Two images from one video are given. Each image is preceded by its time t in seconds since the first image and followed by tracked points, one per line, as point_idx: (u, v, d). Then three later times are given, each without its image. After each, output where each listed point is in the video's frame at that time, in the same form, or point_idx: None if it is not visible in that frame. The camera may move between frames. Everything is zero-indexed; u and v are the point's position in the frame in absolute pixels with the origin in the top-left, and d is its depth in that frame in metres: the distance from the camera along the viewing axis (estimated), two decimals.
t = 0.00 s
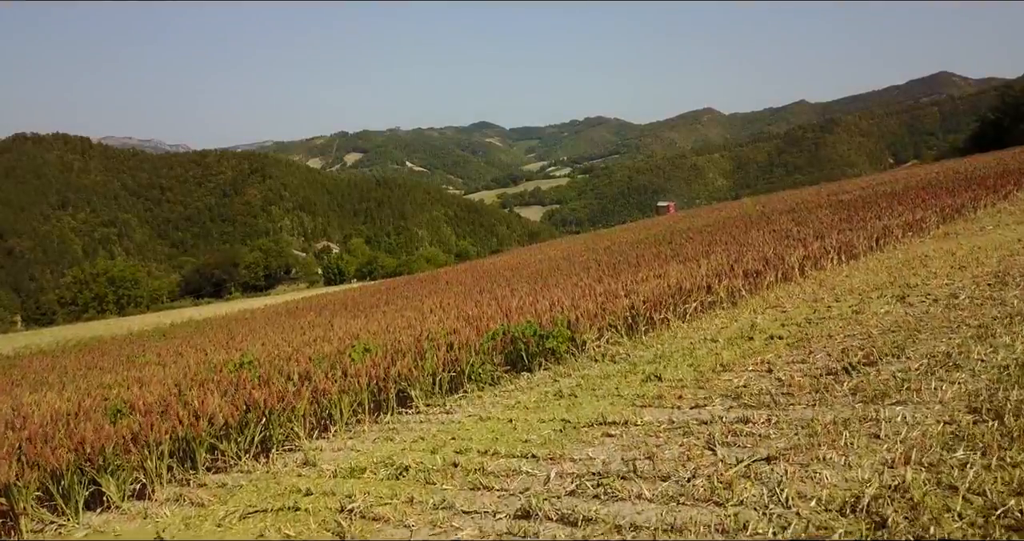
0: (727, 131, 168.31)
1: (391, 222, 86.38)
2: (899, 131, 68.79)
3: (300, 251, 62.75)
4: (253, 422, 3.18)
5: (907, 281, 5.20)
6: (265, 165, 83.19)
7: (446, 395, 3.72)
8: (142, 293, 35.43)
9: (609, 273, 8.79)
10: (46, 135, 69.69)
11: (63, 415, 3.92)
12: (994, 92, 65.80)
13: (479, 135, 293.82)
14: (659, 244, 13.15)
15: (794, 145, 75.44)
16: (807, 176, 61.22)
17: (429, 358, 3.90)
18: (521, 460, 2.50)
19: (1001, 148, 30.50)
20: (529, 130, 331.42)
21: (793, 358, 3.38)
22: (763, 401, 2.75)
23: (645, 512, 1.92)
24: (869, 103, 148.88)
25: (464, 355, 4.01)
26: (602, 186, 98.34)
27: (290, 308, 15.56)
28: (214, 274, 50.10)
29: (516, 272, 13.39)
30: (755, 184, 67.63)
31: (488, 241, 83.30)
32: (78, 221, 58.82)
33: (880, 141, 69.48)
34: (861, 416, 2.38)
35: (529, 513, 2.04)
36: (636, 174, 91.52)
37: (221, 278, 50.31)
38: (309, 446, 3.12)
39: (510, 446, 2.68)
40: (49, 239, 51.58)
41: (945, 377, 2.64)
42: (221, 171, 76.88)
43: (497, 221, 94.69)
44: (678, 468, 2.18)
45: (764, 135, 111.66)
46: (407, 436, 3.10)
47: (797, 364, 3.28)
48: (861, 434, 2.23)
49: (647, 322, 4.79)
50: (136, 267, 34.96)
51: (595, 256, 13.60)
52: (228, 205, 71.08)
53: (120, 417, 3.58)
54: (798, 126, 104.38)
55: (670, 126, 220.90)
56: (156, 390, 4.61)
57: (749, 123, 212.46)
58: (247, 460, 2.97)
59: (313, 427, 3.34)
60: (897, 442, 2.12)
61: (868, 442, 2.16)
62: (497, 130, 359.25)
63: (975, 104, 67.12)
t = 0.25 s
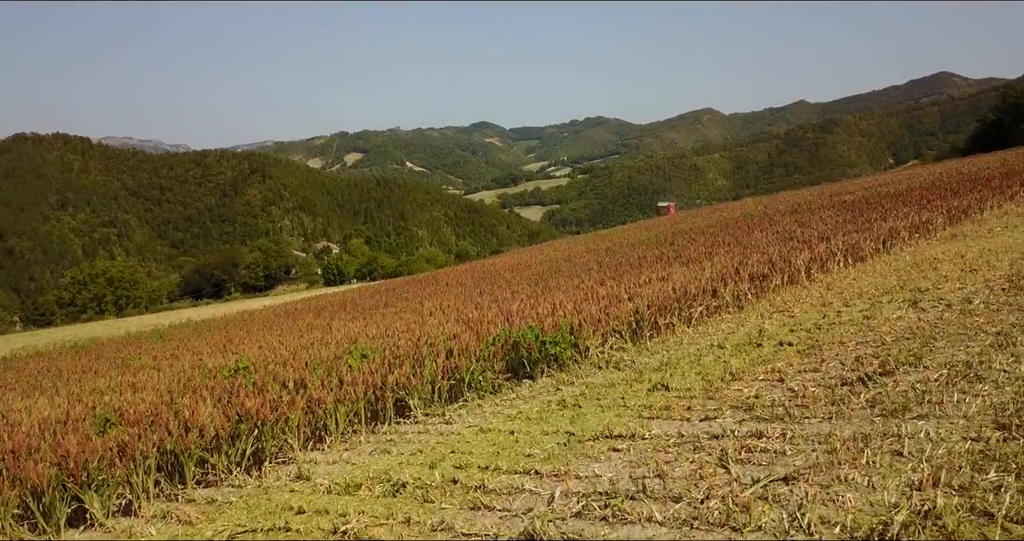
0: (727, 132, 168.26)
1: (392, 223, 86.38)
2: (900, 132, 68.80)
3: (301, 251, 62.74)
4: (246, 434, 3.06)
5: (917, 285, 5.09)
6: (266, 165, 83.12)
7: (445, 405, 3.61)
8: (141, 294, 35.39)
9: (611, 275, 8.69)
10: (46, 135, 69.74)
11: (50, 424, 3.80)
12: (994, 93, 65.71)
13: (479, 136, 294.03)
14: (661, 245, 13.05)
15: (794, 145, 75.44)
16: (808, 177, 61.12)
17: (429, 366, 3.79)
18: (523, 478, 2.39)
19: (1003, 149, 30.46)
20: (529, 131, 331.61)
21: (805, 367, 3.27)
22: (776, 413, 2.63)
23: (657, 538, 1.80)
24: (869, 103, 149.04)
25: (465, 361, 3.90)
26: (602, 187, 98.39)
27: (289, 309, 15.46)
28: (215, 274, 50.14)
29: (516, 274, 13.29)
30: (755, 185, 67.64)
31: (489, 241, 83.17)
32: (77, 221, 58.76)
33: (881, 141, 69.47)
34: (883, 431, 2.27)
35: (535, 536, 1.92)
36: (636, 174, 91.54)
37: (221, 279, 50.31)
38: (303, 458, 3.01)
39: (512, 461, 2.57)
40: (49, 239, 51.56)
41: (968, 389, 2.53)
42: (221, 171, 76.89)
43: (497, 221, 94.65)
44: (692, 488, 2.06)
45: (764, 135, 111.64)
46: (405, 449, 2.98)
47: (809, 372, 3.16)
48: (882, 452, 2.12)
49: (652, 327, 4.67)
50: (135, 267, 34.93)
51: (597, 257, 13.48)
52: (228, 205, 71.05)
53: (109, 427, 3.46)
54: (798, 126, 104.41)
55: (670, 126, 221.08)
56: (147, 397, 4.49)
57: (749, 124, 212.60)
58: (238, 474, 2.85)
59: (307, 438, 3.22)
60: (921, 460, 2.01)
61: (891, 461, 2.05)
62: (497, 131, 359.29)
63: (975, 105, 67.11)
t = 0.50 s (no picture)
0: (727, 132, 168.34)
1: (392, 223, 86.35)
2: (900, 132, 68.74)
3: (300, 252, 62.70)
4: (235, 447, 2.94)
5: (928, 290, 4.96)
6: (265, 165, 83.04)
7: (444, 414, 3.49)
8: (139, 295, 35.32)
9: (613, 278, 8.58)
10: (45, 135, 69.74)
11: (34, 434, 3.67)
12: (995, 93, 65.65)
13: (479, 136, 294.20)
14: (662, 247, 12.96)
15: (794, 145, 75.40)
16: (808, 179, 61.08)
17: (426, 375, 3.66)
18: (526, 497, 2.26)
19: (1005, 149, 30.37)
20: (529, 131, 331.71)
21: (819, 377, 3.14)
22: (791, 429, 2.50)
23: None
24: (869, 104, 149.13)
25: (463, 369, 3.78)
26: (602, 187, 98.36)
27: (288, 311, 15.35)
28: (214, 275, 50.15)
29: (516, 275, 13.16)
30: (755, 185, 67.63)
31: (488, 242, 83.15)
32: (77, 221, 58.69)
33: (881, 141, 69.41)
34: (905, 448, 2.15)
35: None
36: (636, 174, 91.53)
37: (220, 280, 50.30)
38: (295, 472, 2.88)
39: (514, 478, 2.44)
40: (47, 239, 51.52)
41: (993, 404, 2.40)
42: (220, 171, 76.86)
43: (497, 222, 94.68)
44: (705, 512, 1.94)
45: (764, 135, 111.61)
46: (402, 463, 2.86)
47: (823, 383, 3.04)
48: (907, 472, 1.99)
49: (657, 334, 4.54)
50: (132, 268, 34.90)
51: (598, 259, 13.35)
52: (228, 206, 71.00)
53: (93, 439, 3.33)
54: (798, 126, 104.38)
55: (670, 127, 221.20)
56: (137, 405, 4.36)
57: (749, 124, 212.68)
58: (226, 491, 2.72)
59: (300, 451, 3.10)
60: (951, 483, 1.89)
61: (920, 484, 1.92)
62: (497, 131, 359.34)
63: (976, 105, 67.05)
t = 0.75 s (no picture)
0: (727, 132, 168.46)
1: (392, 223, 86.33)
2: (900, 133, 68.70)
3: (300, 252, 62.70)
4: (224, 462, 2.81)
5: (940, 295, 4.85)
6: (265, 165, 82.98)
7: (443, 426, 3.36)
8: (137, 296, 35.29)
9: (615, 281, 8.47)
10: (45, 136, 69.77)
11: (18, 446, 3.56)
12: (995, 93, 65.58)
13: (480, 136, 294.47)
14: (665, 249, 12.84)
15: (794, 145, 75.39)
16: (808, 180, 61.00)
17: (425, 384, 3.54)
18: (528, 520, 2.14)
19: (1006, 150, 30.31)
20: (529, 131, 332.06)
21: (834, 388, 3.02)
22: (808, 446, 2.38)
23: None
24: (869, 104, 149.26)
25: (463, 378, 3.65)
26: (602, 187, 98.39)
27: (286, 313, 15.26)
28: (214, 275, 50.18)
29: (516, 277, 13.05)
30: (755, 186, 67.62)
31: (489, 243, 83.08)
32: (77, 222, 58.67)
33: (881, 142, 69.38)
34: (932, 469, 2.03)
35: None
36: (636, 174, 91.53)
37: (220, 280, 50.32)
38: (287, 488, 2.76)
39: (516, 499, 2.32)
40: (47, 239, 51.50)
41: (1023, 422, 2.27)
42: (220, 172, 76.85)
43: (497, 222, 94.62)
44: None
45: (764, 136, 111.65)
46: (398, 479, 2.74)
47: (838, 395, 2.91)
48: (938, 496, 1.87)
49: (663, 341, 4.42)
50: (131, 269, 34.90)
51: (600, 261, 13.25)
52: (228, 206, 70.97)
53: (78, 453, 3.21)
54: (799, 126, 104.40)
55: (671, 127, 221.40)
56: (128, 414, 4.25)
57: (749, 124, 212.83)
58: (215, 508, 2.60)
59: (293, 464, 2.97)
60: (984, 511, 1.76)
61: (949, 511, 1.80)
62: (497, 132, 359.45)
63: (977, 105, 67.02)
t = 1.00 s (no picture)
0: (727, 132, 168.66)
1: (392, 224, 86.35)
2: (900, 133, 68.73)
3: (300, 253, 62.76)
4: (211, 478, 2.70)
5: (950, 300, 4.74)
6: (265, 165, 82.95)
7: (441, 437, 3.25)
8: (136, 297, 35.30)
9: (617, 283, 8.36)
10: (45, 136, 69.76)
11: None
12: (995, 93, 65.58)
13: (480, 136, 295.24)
14: (667, 250, 12.72)
15: (794, 145, 75.41)
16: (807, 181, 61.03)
17: (424, 394, 3.43)
18: None
19: (1007, 151, 30.27)
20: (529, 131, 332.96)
21: (849, 400, 2.89)
22: (826, 464, 2.26)
23: None
24: (869, 105, 149.43)
25: (463, 387, 3.54)
26: (602, 188, 98.50)
27: (285, 315, 15.16)
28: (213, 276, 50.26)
29: (516, 279, 12.93)
30: (755, 186, 67.72)
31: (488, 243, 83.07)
32: (76, 222, 58.69)
33: (881, 142, 69.42)
34: (957, 497, 1.90)
35: None
36: (636, 175, 91.57)
37: (220, 281, 50.39)
38: (276, 505, 2.64)
39: (517, 521, 2.19)
40: (46, 239, 51.52)
41: None
42: (220, 172, 76.86)
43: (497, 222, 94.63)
44: None
45: (764, 136, 111.78)
46: (395, 496, 2.62)
47: (852, 409, 2.79)
48: (968, 529, 1.74)
49: (668, 348, 4.30)
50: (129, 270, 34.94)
51: (600, 262, 13.13)
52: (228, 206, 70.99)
53: (61, 466, 3.10)
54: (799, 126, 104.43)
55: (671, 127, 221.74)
56: (117, 423, 4.13)
57: (750, 125, 213.14)
58: (200, 530, 2.47)
59: (286, 479, 2.85)
60: None
61: None
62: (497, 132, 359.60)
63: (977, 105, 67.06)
